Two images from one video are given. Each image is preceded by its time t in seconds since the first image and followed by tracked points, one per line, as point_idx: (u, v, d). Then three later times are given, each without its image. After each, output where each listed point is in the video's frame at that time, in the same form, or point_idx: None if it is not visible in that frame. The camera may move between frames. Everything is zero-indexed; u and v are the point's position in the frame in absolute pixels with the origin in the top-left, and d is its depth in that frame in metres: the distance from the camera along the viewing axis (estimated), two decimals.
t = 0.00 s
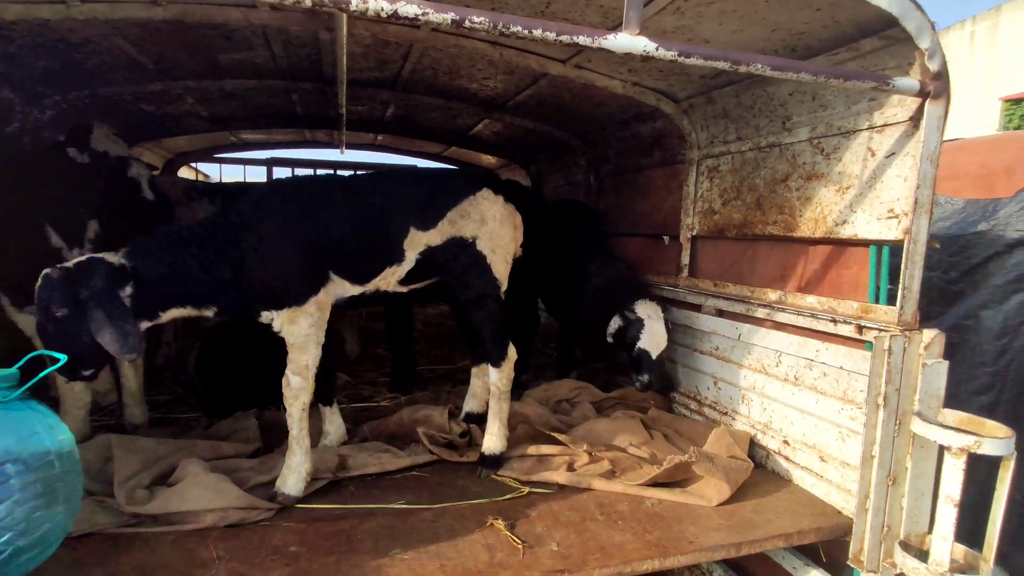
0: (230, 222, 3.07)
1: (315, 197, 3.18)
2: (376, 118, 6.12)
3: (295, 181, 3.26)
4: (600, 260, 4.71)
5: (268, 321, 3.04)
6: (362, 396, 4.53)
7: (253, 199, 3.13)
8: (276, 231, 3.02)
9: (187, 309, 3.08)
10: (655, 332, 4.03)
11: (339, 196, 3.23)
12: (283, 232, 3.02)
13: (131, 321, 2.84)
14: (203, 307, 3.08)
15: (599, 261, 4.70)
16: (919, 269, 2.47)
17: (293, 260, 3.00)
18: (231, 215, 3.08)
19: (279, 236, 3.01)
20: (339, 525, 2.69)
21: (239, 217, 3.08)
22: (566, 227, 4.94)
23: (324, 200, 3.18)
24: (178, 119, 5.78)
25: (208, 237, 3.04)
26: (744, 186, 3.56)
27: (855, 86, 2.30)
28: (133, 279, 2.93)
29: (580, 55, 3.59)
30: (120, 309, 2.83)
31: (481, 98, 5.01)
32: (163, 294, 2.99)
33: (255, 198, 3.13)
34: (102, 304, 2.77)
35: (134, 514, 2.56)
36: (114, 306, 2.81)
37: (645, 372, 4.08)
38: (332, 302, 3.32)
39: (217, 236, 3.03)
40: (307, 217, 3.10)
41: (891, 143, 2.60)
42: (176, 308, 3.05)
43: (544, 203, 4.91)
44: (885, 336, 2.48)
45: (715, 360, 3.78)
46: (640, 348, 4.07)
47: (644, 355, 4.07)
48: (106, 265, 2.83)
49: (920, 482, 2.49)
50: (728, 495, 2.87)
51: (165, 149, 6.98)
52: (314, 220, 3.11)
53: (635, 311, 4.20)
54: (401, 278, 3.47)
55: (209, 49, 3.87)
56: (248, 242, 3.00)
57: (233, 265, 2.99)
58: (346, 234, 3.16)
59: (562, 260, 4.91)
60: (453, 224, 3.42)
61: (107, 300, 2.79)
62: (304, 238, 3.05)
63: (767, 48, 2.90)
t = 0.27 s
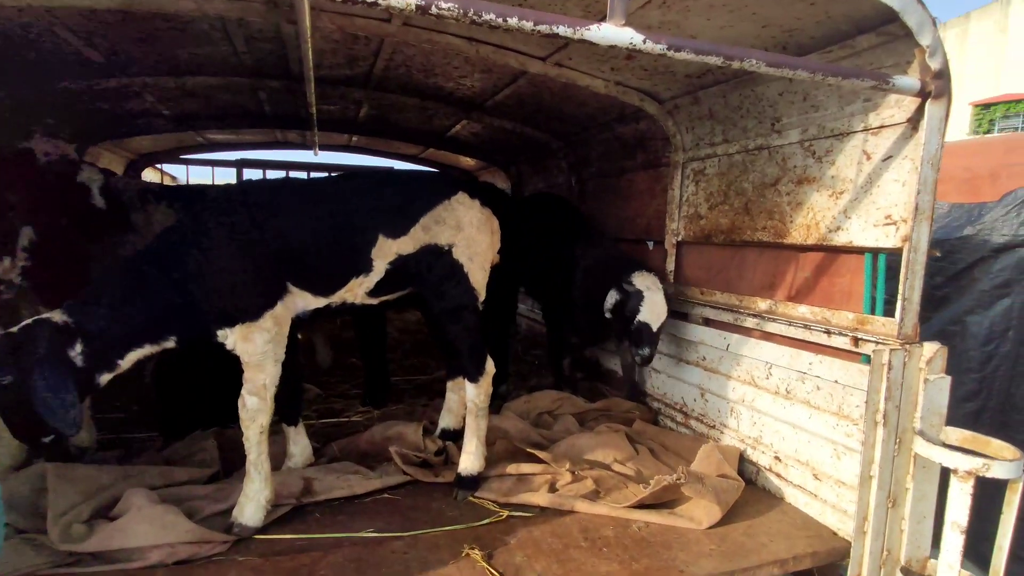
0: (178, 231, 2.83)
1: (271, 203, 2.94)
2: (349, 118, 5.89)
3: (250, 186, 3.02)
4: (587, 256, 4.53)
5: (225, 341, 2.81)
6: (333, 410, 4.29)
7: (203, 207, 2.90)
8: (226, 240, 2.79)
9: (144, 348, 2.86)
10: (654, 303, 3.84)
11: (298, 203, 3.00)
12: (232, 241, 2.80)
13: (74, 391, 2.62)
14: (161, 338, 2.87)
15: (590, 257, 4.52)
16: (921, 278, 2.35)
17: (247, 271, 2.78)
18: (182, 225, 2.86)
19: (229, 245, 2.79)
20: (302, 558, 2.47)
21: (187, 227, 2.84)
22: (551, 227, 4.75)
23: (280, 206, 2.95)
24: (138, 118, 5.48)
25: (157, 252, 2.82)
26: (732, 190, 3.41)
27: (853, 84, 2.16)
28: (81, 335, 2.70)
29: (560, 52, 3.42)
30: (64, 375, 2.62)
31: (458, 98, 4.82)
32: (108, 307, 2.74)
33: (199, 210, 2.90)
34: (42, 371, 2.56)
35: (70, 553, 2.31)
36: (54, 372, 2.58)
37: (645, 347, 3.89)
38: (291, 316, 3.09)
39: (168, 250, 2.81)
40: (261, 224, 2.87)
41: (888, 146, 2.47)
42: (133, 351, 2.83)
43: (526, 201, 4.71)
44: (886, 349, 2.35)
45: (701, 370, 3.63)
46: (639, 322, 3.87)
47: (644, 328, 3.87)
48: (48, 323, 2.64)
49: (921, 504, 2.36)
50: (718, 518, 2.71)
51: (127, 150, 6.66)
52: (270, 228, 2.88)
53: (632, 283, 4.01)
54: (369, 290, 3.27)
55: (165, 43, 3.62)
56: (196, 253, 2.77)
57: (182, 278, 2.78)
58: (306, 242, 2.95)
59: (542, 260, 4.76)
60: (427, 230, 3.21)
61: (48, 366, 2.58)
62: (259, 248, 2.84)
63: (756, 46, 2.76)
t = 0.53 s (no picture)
0: (140, 234, 2.66)
1: (237, 204, 2.78)
2: (332, 116, 5.76)
3: (214, 185, 2.83)
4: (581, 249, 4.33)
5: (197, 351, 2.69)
6: (314, 415, 4.16)
7: (162, 207, 2.72)
8: (191, 244, 2.63)
9: (114, 365, 2.75)
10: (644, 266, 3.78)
11: (266, 202, 2.83)
12: (198, 245, 2.64)
13: (43, 423, 2.65)
14: (129, 355, 2.74)
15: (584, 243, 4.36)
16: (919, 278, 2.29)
17: (215, 276, 2.64)
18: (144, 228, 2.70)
19: (195, 249, 2.63)
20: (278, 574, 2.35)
21: (148, 230, 2.67)
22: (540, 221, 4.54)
23: (247, 206, 2.79)
24: (112, 115, 5.30)
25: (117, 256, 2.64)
26: (723, 189, 3.34)
27: (851, 78, 2.09)
28: (47, 360, 2.64)
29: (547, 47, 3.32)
30: (31, 405, 2.62)
31: (442, 95, 4.72)
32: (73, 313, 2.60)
33: (159, 212, 2.70)
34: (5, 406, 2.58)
35: None
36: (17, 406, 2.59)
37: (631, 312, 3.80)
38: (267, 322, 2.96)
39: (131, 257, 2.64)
40: (227, 225, 2.71)
41: (884, 142, 2.41)
42: (101, 373, 2.72)
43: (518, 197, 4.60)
44: (884, 352, 2.26)
45: (692, 373, 3.55)
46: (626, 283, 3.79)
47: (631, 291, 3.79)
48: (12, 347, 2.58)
49: (921, 511, 2.29)
50: (712, 526, 2.64)
51: (101, 148, 6.47)
52: (238, 230, 2.72)
53: (623, 245, 3.91)
54: (346, 296, 3.14)
55: (135, 34, 3.47)
56: (161, 260, 2.63)
57: (146, 289, 2.64)
58: (277, 245, 2.80)
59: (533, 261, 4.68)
60: (407, 230, 3.11)
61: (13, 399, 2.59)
62: (227, 250, 2.68)
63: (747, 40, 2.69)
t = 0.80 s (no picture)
0: (110, 249, 2.48)
1: (218, 216, 2.64)
2: (325, 118, 5.63)
3: (190, 195, 2.67)
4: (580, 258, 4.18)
5: (181, 368, 2.55)
6: (305, 427, 4.01)
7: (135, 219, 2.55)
8: (168, 259, 2.48)
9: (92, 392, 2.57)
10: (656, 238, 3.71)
11: (248, 214, 2.69)
12: (175, 261, 2.49)
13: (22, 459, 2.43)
14: (108, 377, 2.56)
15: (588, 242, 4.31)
16: (943, 289, 2.20)
17: (195, 293, 2.48)
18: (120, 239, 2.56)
19: (172, 265, 2.48)
20: None
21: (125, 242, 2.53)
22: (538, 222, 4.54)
23: (228, 217, 2.65)
24: (97, 116, 5.14)
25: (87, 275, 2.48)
26: (730, 194, 3.23)
27: (873, 79, 1.98)
28: (20, 392, 2.41)
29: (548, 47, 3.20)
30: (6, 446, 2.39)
31: (439, 96, 4.59)
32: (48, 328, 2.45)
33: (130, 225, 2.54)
34: None
35: None
36: None
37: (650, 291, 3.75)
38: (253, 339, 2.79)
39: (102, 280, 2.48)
40: (206, 239, 2.56)
41: (904, 146, 2.31)
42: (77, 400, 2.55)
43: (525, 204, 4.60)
44: (907, 367, 2.19)
45: (697, 384, 3.43)
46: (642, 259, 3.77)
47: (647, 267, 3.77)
48: None
49: (947, 535, 2.18)
50: (724, 547, 2.54)
51: (88, 150, 6.30)
52: (218, 242, 2.58)
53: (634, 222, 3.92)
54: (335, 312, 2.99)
55: (119, 33, 3.33)
56: (137, 277, 2.48)
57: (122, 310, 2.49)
58: (260, 258, 2.65)
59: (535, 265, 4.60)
60: (400, 239, 2.96)
61: None
62: (207, 264, 2.53)
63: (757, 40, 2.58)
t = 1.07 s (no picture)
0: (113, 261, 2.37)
1: (220, 222, 2.52)
2: (336, 119, 5.58)
3: (193, 201, 2.56)
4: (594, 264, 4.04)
5: (193, 379, 2.44)
6: (316, 433, 3.93)
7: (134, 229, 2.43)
8: (172, 269, 2.39)
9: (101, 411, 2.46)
10: (657, 250, 3.67)
11: (251, 220, 2.57)
12: (180, 271, 2.40)
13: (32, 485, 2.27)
14: (119, 396, 2.47)
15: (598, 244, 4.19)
16: (987, 295, 2.12)
17: (202, 303, 2.39)
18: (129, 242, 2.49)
19: (177, 275, 2.39)
20: None
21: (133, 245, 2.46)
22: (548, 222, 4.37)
23: (232, 224, 2.53)
24: (107, 118, 5.11)
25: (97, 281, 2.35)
26: (754, 195, 3.13)
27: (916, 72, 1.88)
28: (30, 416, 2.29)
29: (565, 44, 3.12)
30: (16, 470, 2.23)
31: (451, 97, 4.52)
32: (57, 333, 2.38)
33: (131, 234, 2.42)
34: None
35: None
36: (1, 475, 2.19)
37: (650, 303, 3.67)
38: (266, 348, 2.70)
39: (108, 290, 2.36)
40: (210, 247, 2.45)
41: (943, 144, 2.22)
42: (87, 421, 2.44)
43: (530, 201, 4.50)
44: (950, 376, 2.14)
45: (719, 390, 3.33)
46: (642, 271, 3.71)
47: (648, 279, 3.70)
48: None
49: (992, 551, 2.17)
50: (754, 563, 2.45)
51: (98, 153, 6.28)
52: (223, 249, 2.47)
53: (634, 229, 3.82)
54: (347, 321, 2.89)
55: (129, 32, 3.28)
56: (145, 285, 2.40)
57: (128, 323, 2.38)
58: (267, 264, 2.54)
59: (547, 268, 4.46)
60: (412, 242, 2.83)
61: None
62: (213, 273, 2.43)
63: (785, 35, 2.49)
